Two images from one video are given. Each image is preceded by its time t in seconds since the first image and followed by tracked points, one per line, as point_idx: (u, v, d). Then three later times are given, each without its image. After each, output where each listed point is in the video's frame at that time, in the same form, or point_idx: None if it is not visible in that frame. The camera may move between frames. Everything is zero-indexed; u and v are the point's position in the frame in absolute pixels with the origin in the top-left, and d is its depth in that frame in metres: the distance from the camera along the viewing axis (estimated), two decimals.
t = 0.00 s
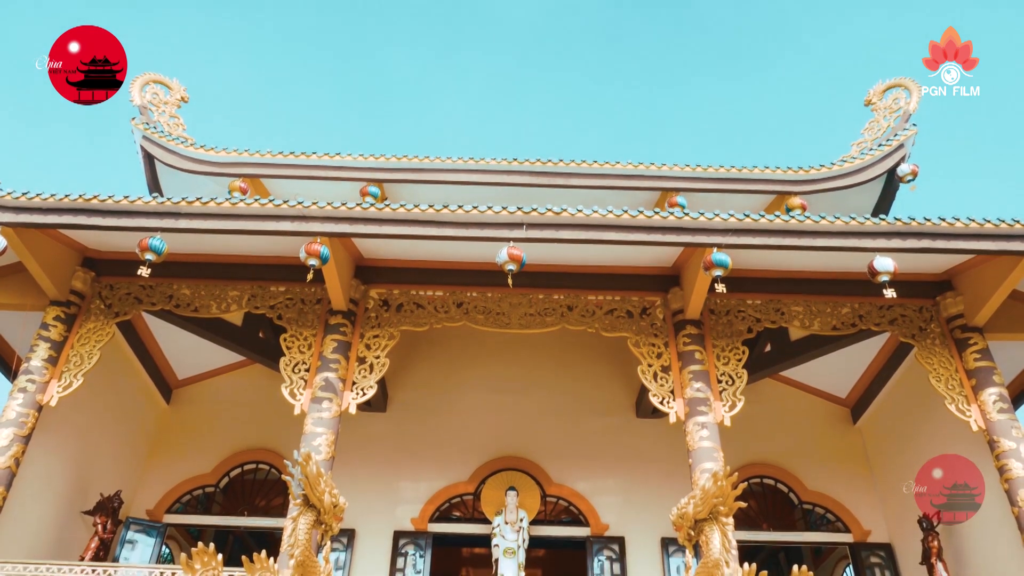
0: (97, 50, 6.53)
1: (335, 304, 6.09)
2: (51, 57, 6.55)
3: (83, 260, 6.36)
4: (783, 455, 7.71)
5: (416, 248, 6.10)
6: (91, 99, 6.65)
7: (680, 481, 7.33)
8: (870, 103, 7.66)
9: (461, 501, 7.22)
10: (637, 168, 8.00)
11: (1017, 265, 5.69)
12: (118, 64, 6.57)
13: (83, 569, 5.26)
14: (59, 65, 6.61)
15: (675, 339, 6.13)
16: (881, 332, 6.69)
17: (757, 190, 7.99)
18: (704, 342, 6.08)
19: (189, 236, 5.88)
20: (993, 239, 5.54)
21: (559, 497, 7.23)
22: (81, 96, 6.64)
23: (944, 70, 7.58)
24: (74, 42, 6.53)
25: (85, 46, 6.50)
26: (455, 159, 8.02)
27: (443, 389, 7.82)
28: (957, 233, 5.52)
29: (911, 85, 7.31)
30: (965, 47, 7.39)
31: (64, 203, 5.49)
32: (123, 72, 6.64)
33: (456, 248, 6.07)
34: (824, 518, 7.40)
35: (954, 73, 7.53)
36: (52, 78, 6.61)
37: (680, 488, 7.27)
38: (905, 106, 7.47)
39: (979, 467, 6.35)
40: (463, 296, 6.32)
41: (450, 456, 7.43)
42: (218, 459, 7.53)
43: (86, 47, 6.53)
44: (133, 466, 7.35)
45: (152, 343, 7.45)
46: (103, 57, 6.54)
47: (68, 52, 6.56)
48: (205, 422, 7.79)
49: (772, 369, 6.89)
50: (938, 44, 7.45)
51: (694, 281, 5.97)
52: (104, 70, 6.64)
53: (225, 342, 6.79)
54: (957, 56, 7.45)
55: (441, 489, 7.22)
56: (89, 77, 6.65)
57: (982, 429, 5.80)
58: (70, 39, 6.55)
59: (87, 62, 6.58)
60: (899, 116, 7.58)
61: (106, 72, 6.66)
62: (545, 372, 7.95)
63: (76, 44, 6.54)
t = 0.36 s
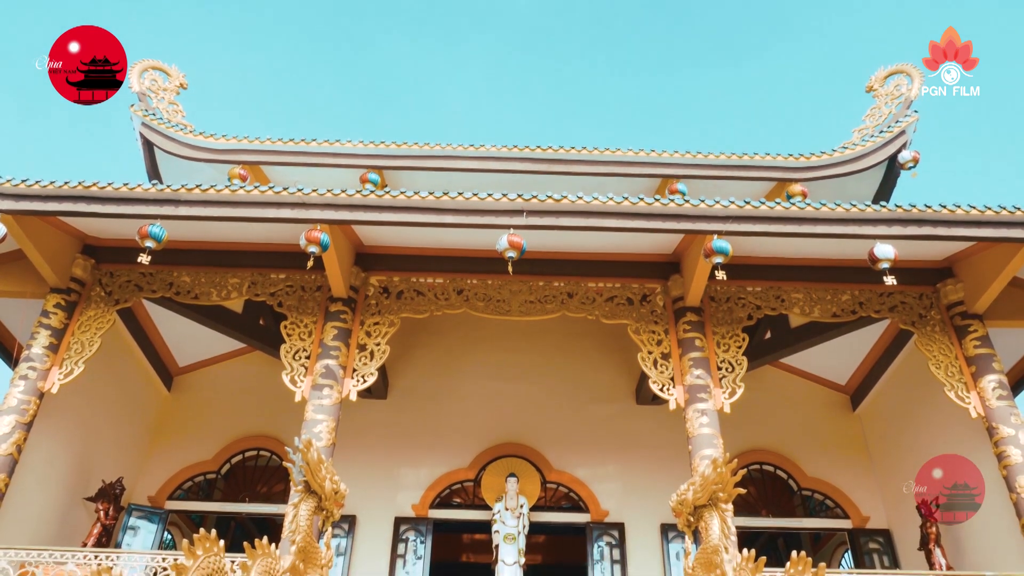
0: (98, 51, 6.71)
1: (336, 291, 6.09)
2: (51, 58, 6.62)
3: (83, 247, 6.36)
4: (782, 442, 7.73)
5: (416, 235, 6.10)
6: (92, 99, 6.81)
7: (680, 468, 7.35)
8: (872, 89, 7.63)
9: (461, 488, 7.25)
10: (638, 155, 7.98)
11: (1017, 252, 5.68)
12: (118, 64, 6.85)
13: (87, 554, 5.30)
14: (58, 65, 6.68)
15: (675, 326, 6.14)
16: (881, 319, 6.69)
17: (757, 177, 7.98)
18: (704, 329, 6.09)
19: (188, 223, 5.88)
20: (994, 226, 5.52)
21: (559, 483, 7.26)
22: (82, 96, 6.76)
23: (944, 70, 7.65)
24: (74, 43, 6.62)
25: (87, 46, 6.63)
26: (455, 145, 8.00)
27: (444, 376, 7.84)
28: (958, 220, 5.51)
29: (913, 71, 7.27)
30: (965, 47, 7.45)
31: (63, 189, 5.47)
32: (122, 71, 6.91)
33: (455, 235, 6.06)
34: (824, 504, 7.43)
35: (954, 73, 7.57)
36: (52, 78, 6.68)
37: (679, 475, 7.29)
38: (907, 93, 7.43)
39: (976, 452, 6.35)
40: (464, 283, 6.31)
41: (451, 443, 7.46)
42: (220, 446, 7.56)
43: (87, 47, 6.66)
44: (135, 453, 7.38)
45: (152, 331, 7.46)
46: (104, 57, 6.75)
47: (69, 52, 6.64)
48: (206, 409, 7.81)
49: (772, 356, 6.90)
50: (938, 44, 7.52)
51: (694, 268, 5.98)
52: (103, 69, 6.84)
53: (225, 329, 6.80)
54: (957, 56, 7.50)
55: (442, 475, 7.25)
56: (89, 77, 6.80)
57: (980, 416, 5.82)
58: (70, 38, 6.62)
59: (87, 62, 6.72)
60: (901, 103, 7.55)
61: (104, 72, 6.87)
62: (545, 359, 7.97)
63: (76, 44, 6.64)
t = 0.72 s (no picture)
0: (98, 50, 6.68)
1: (336, 278, 6.10)
2: (50, 57, 6.49)
3: (83, 234, 6.35)
4: (782, 429, 7.75)
5: (416, 222, 6.09)
6: (92, 99, 6.64)
7: (680, 455, 7.37)
8: (873, 75, 7.59)
9: (462, 474, 7.28)
10: (638, 142, 7.95)
11: (1018, 239, 5.68)
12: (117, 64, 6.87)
13: (89, 540, 5.33)
14: (58, 65, 6.55)
15: (675, 313, 6.14)
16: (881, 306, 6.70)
17: (758, 164, 7.96)
18: (704, 316, 6.09)
19: (188, 210, 5.87)
20: (994, 213, 5.52)
21: (559, 470, 7.29)
22: (82, 96, 6.61)
23: (945, 70, 7.62)
24: (74, 42, 6.51)
25: (88, 45, 6.56)
26: (455, 132, 7.97)
27: (444, 363, 7.85)
28: (959, 207, 5.50)
29: (915, 57, 7.24)
30: (965, 47, 7.41)
31: (62, 176, 5.46)
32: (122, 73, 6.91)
33: (456, 222, 6.05)
34: (823, 490, 7.46)
35: (954, 73, 7.53)
36: (51, 78, 6.54)
37: (679, 462, 7.31)
38: (909, 79, 7.40)
39: (974, 439, 6.37)
40: (464, 270, 6.31)
41: (451, 430, 7.48)
42: (221, 433, 7.58)
43: (87, 47, 6.58)
44: (136, 440, 7.40)
45: (153, 318, 7.46)
46: (104, 56, 6.76)
47: (69, 52, 6.51)
48: (207, 397, 7.83)
49: (772, 343, 6.91)
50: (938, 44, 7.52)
51: (695, 255, 5.98)
52: (102, 70, 6.78)
53: (226, 316, 6.80)
54: (957, 56, 7.47)
55: (443, 462, 7.27)
56: (89, 77, 6.68)
57: (979, 403, 5.83)
58: (69, 38, 6.51)
59: (87, 61, 6.63)
60: (902, 89, 7.51)
61: (104, 73, 6.80)
62: (546, 346, 7.98)
63: (76, 44, 6.53)
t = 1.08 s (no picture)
0: (98, 50, 6.68)
1: (336, 264, 6.10)
2: (51, 57, 6.49)
3: (82, 221, 6.35)
4: (782, 415, 7.77)
5: (416, 208, 6.08)
6: (92, 99, 6.68)
7: (679, 441, 7.39)
8: (875, 61, 7.56)
9: (462, 460, 7.30)
10: (639, 128, 7.92)
11: (1019, 225, 5.67)
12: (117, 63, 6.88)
13: (91, 526, 5.35)
14: (58, 65, 6.55)
15: (675, 299, 6.15)
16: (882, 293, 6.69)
17: (759, 150, 7.93)
18: (704, 302, 6.10)
19: (188, 196, 5.86)
20: (995, 199, 5.51)
21: (559, 455, 7.31)
22: (82, 96, 6.63)
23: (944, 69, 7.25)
24: (74, 42, 6.50)
25: (88, 45, 6.55)
26: (455, 118, 7.94)
27: (444, 349, 7.86)
28: (961, 193, 5.49)
29: (917, 42, 7.20)
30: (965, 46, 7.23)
31: (61, 162, 5.44)
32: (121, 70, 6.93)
33: (456, 208, 6.04)
34: (822, 476, 7.49)
35: (954, 72, 7.21)
36: (51, 77, 6.55)
37: (679, 448, 7.34)
38: (910, 64, 7.37)
39: (973, 425, 6.40)
40: (464, 257, 6.31)
41: (452, 416, 7.49)
42: (222, 419, 7.60)
43: (87, 47, 6.58)
44: (137, 426, 7.42)
45: (153, 304, 7.46)
46: (104, 56, 6.77)
47: (69, 52, 6.50)
48: (208, 383, 7.84)
49: (772, 329, 6.91)
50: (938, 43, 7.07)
51: (696, 241, 5.97)
52: (102, 69, 6.80)
53: (226, 303, 6.80)
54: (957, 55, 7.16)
55: (443, 448, 7.30)
56: (88, 76, 6.70)
57: (978, 389, 5.84)
58: (69, 38, 6.49)
59: (86, 61, 6.64)
60: (904, 74, 7.49)
61: (104, 72, 6.82)
62: (546, 333, 7.98)
63: (76, 44, 6.52)
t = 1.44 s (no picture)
0: (97, 50, 6.75)
1: (336, 252, 6.09)
2: (51, 57, 6.56)
3: (81, 209, 6.34)
4: (782, 402, 7.79)
5: (416, 196, 6.07)
6: (92, 98, 6.76)
7: (679, 429, 7.41)
8: (877, 47, 7.55)
9: (463, 447, 7.32)
10: (640, 115, 7.89)
11: (1020, 212, 5.66)
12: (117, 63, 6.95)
13: (93, 513, 5.37)
14: (58, 65, 6.62)
15: (675, 287, 6.15)
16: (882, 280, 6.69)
17: (760, 137, 7.91)
18: (705, 290, 6.10)
19: (187, 184, 5.84)
20: (997, 186, 5.49)
21: (559, 443, 7.34)
22: (82, 96, 6.71)
23: (944, 69, 7.60)
24: (75, 42, 6.58)
25: (88, 45, 6.63)
26: (455, 105, 7.92)
27: (445, 337, 7.88)
28: (962, 180, 5.48)
29: (919, 29, 7.19)
30: (965, 47, 7.39)
31: (60, 150, 5.43)
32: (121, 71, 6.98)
33: (456, 195, 6.03)
34: (821, 463, 7.51)
35: (954, 73, 7.54)
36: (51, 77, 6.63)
37: (678, 435, 7.36)
38: (912, 51, 7.36)
39: (971, 412, 6.41)
40: (464, 245, 6.31)
41: (452, 404, 7.51)
42: (223, 407, 7.62)
43: (87, 47, 6.64)
44: (138, 414, 7.44)
45: (154, 292, 7.47)
46: (104, 56, 6.84)
47: (69, 52, 6.56)
48: (209, 371, 7.85)
49: (772, 317, 6.92)
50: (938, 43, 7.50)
51: (696, 229, 5.96)
52: (102, 69, 6.86)
53: (226, 291, 6.80)
54: (957, 56, 7.46)
55: (443, 435, 7.32)
56: (89, 76, 6.76)
57: (978, 376, 5.85)
58: (69, 38, 6.57)
59: (87, 61, 6.70)
60: (906, 62, 7.48)
61: (104, 72, 6.88)
62: (546, 320, 7.99)
63: (76, 44, 6.59)
